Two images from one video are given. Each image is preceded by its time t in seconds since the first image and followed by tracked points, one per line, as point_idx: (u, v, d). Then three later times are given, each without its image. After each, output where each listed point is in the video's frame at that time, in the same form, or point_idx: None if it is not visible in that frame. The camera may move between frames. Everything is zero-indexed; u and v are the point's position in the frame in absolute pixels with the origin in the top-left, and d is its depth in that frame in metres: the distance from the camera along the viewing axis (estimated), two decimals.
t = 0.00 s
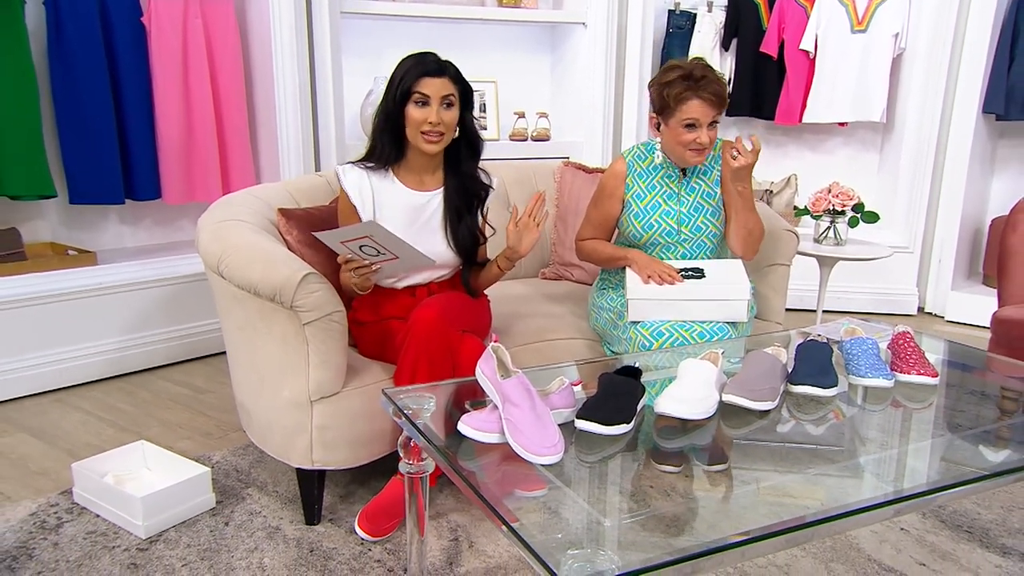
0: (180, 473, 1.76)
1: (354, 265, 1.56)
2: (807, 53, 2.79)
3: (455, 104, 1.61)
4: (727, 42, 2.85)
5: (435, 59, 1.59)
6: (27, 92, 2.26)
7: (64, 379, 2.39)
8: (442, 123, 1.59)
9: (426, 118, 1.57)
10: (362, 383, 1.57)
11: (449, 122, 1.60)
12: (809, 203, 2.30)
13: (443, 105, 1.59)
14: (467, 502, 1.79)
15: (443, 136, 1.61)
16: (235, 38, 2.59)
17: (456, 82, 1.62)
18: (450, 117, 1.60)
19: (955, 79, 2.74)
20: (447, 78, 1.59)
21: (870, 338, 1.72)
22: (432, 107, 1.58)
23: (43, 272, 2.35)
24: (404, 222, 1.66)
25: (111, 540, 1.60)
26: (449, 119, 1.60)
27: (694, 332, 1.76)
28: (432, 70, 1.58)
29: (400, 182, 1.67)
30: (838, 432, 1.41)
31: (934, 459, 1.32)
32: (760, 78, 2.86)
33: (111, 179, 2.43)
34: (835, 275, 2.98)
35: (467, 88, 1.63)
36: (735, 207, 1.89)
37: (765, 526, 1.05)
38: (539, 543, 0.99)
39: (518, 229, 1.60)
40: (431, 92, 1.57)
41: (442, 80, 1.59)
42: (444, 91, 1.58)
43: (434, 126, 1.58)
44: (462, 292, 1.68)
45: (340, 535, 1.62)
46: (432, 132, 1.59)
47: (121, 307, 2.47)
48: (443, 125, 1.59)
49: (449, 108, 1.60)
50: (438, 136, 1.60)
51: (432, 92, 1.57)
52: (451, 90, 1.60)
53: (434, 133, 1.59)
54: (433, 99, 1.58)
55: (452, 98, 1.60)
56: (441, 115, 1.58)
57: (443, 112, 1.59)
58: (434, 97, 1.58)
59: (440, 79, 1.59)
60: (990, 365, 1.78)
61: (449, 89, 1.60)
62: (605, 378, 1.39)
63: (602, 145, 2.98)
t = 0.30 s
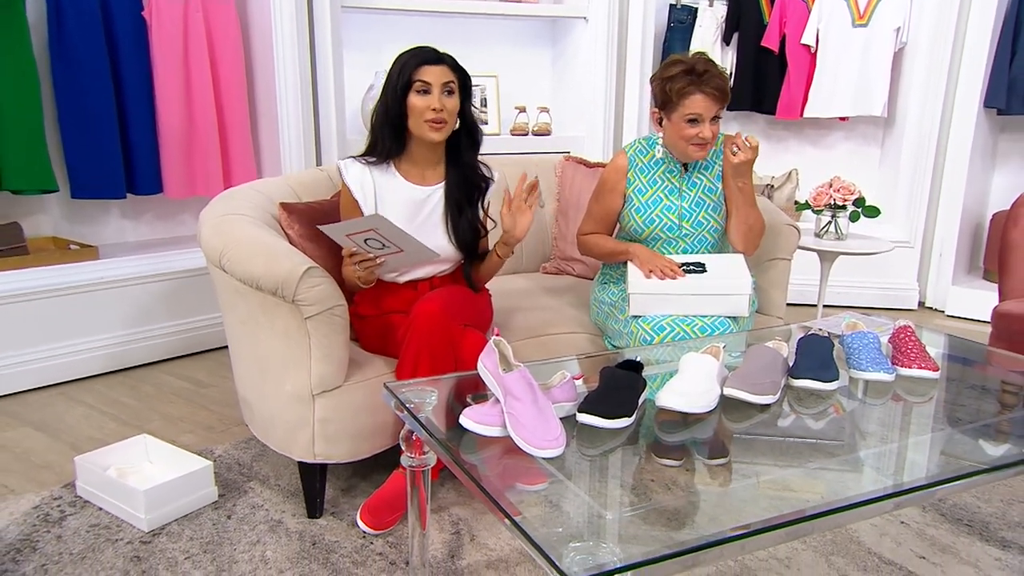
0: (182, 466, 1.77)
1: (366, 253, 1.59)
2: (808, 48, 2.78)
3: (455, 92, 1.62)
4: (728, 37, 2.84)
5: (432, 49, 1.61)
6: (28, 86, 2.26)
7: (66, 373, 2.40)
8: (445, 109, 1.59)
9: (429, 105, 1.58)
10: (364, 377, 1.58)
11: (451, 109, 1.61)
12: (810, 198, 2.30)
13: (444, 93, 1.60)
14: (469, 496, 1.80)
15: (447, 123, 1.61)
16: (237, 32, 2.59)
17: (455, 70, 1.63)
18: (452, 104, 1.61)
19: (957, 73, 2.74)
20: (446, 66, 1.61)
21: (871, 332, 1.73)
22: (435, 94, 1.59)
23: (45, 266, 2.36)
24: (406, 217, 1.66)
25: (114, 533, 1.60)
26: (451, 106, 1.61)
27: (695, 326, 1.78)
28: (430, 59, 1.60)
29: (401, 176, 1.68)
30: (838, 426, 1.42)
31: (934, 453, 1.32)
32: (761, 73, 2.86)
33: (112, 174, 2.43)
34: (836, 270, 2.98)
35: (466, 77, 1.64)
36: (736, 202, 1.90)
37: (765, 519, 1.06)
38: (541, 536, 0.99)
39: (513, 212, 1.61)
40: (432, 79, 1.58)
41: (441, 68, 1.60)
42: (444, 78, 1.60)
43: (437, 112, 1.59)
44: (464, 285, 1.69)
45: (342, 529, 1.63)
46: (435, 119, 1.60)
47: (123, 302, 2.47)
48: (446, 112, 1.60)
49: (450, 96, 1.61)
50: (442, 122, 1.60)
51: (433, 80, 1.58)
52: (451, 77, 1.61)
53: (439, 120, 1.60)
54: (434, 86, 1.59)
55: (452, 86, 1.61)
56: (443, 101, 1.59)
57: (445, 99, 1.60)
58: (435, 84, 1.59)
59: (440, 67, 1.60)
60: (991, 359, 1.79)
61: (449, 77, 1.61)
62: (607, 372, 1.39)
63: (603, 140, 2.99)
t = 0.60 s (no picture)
0: (186, 444, 1.78)
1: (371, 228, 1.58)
2: (811, 27, 2.76)
3: (455, 71, 1.61)
4: (731, 16, 2.83)
5: (435, 26, 1.59)
6: (27, 65, 2.25)
7: (69, 353, 2.40)
8: (441, 89, 1.59)
9: (425, 84, 1.57)
10: (366, 356, 1.59)
11: (448, 89, 1.60)
12: (813, 177, 2.30)
13: (443, 72, 1.59)
14: (471, 474, 1.82)
15: (443, 103, 1.61)
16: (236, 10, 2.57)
17: (456, 48, 1.62)
18: (449, 84, 1.60)
19: (961, 53, 2.72)
20: (446, 44, 1.59)
21: (872, 312, 1.74)
22: (432, 74, 1.58)
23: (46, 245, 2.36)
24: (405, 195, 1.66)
25: (119, 510, 1.62)
26: (449, 86, 1.60)
27: (696, 306, 1.77)
28: (431, 36, 1.58)
29: (399, 153, 1.68)
30: (838, 406, 1.43)
31: (932, 433, 1.33)
32: (764, 52, 2.84)
33: (113, 153, 2.43)
34: (837, 250, 2.98)
35: (467, 56, 1.63)
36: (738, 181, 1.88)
37: (765, 496, 1.07)
38: (542, 511, 1.00)
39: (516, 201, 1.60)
40: (430, 58, 1.57)
41: (441, 46, 1.59)
42: (443, 58, 1.58)
43: (433, 92, 1.58)
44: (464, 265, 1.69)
45: (345, 506, 1.65)
46: (431, 98, 1.59)
47: (125, 281, 2.48)
48: (442, 92, 1.59)
49: (449, 76, 1.60)
50: (438, 102, 1.59)
51: (431, 59, 1.57)
52: (450, 56, 1.60)
53: (434, 99, 1.59)
54: (433, 65, 1.58)
55: (451, 65, 1.60)
56: (440, 81, 1.58)
57: (442, 79, 1.59)
58: (434, 63, 1.58)
59: (440, 46, 1.59)
60: (991, 338, 1.80)
61: (448, 56, 1.60)
62: (608, 350, 1.40)
63: (605, 120, 2.98)
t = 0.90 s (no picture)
0: (188, 436, 1.79)
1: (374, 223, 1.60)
2: (812, 19, 2.75)
3: (458, 71, 1.61)
4: (732, 8, 2.82)
5: (438, 25, 1.58)
6: (26, 58, 2.24)
7: (70, 345, 2.41)
8: (445, 91, 1.58)
9: (429, 87, 1.57)
10: (367, 348, 1.59)
11: (452, 90, 1.60)
12: (813, 170, 2.30)
13: (446, 74, 1.58)
14: (471, 466, 1.82)
15: (446, 104, 1.60)
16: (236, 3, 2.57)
17: (460, 48, 1.60)
18: (453, 85, 1.59)
19: (962, 45, 2.72)
20: (450, 45, 1.58)
21: (872, 304, 1.74)
22: (436, 76, 1.57)
23: (47, 237, 2.36)
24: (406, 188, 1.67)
25: (121, 501, 1.63)
26: (452, 87, 1.59)
27: (696, 298, 1.79)
28: (436, 36, 1.57)
29: (401, 148, 1.68)
30: (838, 398, 1.44)
31: (931, 424, 1.34)
32: (765, 45, 2.84)
33: (113, 146, 2.43)
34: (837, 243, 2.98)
35: (471, 55, 1.62)
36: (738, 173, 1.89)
37: (764, 487, 1.07)
38: (543, 503, 1.01)
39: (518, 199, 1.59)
40: (434, 60, 1.56)
41: (445, 47, 1.58)
42: (447, 59, 1.57)
43: (437, 95, 1.58)
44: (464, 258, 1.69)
45: (345, 497, 1.66)
46: (435, 100, 1.59)
47: (125, 274, 2.48)
48: (446, 94, 1.58)
49: (452, 77, 1.59)
50: (441, 104, 1.59)
51: (435, 61, 1.56)
52: (454, 57, 1.59)
53: (438, 101, 1.59)
54: (437, 68, 1.57)
55: (455, 67, 1.59)
56: (444, 83, 1.58)
57: (446, 81, 1.58)
58: (437, 65, 1.57)
59: (443, 47, 1.57)
60: (990, 331, 1.80)
61: (452, 57, 1.59)
62: (609, 342, 1.41)
63: (605, 112, 2.98)
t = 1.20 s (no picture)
0: (190, 437, 1.80)
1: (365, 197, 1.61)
2: (812, 21, 2.76)
3: (464, 78, 1.62)
4: (731, 9, 2.82)
5: (445, 31, 1.58)
6: (29, 60, 2.25)
7: (72, 345, 2.42)
8: (451, 99, 1.59)
9: (434, 94, 1.58)
10: (368, 349, 1.60)
11: (457, 98, 1.61)
12: (812, 171, 2.30)
13: (452, 81, 1.59)
14: (472, 467, 1.84)
15: (451, 112, 1.62)
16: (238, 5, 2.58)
17: (467, 55, 1.61)
18: (458, 93, 1.61)
19: (960, 47, 2.72)
20: (456, 53, 1.59)
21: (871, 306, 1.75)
22: (442, 84, 1.58)
23: (50, 239, 2.37)
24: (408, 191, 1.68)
25: (124, 502, 1.64)
26: (458, 95, 1.60)
27: (696, 300, 1.80)
28: (442, 44, 1.58)
29: (406, 151, 1.69)
30: (837, 399, 1.45)
31: (930, 425, 1.34)
32: (765, 46, 2.84)
33: (115, 147, 2.44)
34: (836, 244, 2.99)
35: (477, 63, 1.63)
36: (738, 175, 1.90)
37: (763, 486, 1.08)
38: (543, 504, 1.01)
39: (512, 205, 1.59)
40: (441, 68, 1.57)
41: (452, 55, 1.59)
42: (453, 67, 1.58)
43: (443, 103, 1.59)
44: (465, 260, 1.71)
45: (347, 498, 1.67)
46: (441, 108, 1.60)
47: (128, 275, 2.50)
48: (452, 102, 1.60)
49: (458, 84, 1.60)
50: (446, 112, 1.60)
51: (441, 69, 1.57)
52: (460, 65, 1.60)
53: (443, 109, 1.60)
54: (443, 75, 1.58)
55: (461, 75, 1.60)
56: (450, 91, 1.59)
57: (452, 89, 1.59)
58: (444, 73, 1.58)
59: (450, 54, 1.58)
60: (989, 332, 1.81)
61: (458, 64, 1.60)
62: (609, 344, 1.41)
63: (605, 114, 2.98)
